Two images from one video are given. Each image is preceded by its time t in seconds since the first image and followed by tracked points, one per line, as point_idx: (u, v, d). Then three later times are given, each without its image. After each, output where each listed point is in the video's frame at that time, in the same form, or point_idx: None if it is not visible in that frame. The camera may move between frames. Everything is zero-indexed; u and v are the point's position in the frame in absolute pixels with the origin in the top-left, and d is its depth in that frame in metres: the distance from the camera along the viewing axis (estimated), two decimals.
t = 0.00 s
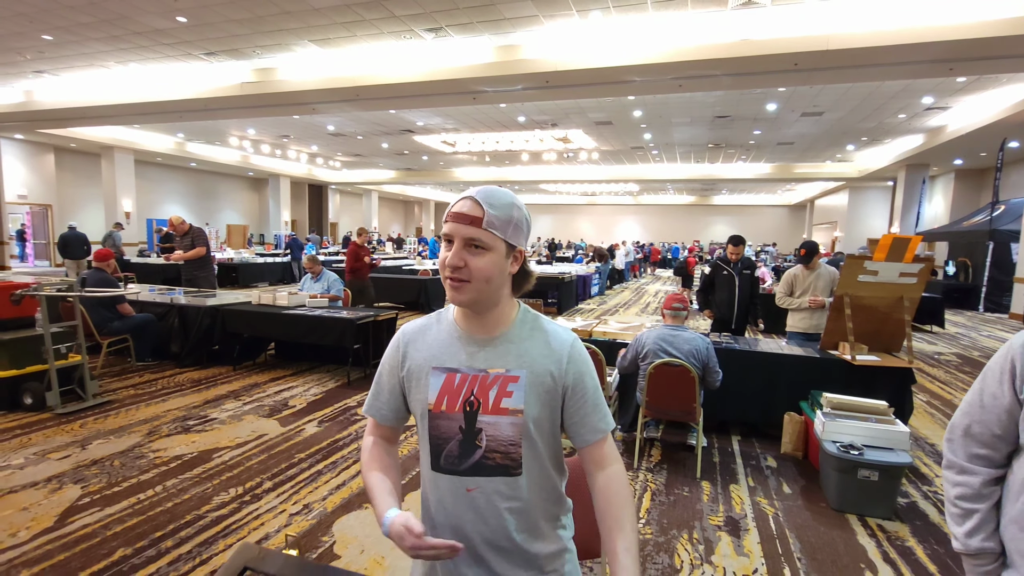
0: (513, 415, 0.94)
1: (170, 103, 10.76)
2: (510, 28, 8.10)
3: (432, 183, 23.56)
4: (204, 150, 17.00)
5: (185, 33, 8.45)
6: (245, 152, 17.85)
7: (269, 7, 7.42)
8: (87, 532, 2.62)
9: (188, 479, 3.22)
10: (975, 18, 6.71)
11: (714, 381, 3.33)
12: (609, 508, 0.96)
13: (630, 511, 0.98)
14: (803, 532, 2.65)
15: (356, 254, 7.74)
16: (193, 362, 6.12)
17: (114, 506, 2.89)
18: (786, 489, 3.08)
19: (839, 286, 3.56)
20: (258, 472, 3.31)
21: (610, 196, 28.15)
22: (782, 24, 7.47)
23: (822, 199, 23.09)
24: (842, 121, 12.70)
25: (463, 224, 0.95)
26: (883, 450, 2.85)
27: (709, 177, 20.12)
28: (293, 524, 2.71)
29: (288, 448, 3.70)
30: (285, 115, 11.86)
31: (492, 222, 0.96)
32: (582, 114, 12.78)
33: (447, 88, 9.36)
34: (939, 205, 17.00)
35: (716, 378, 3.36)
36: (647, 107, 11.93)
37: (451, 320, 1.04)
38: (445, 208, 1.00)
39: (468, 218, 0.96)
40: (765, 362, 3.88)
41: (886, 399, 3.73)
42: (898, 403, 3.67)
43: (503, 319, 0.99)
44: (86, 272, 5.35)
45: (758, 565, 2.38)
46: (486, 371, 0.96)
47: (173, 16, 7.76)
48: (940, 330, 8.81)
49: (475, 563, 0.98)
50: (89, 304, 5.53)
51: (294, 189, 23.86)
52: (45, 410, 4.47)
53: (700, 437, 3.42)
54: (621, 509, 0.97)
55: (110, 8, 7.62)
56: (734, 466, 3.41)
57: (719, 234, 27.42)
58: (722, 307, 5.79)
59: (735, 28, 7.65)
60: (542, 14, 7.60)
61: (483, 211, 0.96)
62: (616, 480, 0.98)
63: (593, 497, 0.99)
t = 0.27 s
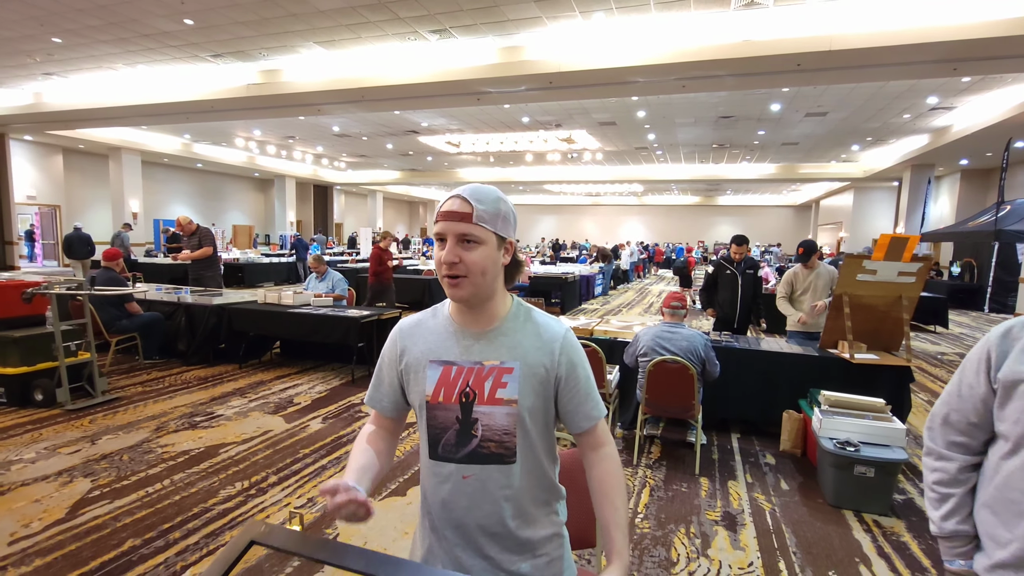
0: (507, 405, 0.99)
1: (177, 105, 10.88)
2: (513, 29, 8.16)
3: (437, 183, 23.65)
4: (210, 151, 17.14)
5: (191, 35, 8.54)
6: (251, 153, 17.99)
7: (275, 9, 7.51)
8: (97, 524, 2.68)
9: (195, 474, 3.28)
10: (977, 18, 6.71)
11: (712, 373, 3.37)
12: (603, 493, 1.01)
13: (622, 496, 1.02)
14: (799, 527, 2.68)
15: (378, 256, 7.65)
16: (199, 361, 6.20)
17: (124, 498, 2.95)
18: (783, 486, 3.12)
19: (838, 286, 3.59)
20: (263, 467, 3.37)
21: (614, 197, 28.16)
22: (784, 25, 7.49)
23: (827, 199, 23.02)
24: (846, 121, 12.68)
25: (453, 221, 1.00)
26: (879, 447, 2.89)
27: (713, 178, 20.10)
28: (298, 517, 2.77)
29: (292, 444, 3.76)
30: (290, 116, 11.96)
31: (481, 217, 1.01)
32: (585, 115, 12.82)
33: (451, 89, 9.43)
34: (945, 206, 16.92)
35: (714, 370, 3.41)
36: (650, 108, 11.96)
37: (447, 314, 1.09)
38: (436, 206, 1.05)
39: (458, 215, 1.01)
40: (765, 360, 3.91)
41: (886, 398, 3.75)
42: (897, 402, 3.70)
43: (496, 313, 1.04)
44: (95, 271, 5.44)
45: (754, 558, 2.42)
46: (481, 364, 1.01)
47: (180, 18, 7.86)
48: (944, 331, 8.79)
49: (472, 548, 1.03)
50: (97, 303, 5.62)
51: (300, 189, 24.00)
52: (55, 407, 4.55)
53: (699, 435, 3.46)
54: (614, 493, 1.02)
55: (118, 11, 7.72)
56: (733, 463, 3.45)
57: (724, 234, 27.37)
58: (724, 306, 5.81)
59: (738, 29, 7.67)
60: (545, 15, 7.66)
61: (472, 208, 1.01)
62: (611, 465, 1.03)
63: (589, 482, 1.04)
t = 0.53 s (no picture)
0: (504, 393, 1.06)
1: (181, 107, 10.98)
2: (514, 31, 8.23)
3: (439, 184, 23.73)
4: (214, 152, 17.25)
5: (196, 38, 8.64)
6: (254, 155, 18.11)
7: (278, 12, 7.60)
8: (110, 515, 2.76)
9: (204, 468, 3.36)
10: (975, 19, 6.76)
11: (708, 373, 3.44)
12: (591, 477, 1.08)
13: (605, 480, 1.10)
14: (794, 519, 2.74)
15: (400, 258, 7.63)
16: (205, 359, 6.28)
17: (134, 491, 3.03)
18: (779, 480, 3.18)
19: (833, 284, 3.65)
20: (270, 461, 3.45)
21: (616, 197, 28.19)
22: (783, 26, 7.54)
23: (829, 199, 23.03)
24: (847, 121, 12.70)
25: (456, 221, 1.07)
26: (872, 441, 2.95)
27: (715, 178, 20.12)
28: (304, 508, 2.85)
29: (298, 440, 3.84)
30: (293, 118, 12.06)
31: (483, 216, 1.08)
32: (586, 116, 12.88)
33: (453, 91, 9.51)
34: (947, 205, 16.92)
35: (710, 370, 3.48)
36: (651, 109, 12.02)
37: (448, 308, 1.16)
38: (439, 206, 1.12)
39: (461, 214, 1.08)
40: (760, 357, 3.97)
41: (881, 394, 3.81)
42: (892, 398, 3.75)
43: (495, 307, 1.11)
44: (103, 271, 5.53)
45: (748, 549, 2.48)
46: (480, 355, 1.08)
47: (185, 21, 7.95)
48: (943, 330, 8.83)
49: (468, 528, 1.10)
50: (105, 302, 5.72)
51: (303, 191, 24.12)
52: (65, 404, 4.63)
53: (696, 430, 3.52)
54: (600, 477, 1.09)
55: (124, 15, 7.82)
56: (729, 458, 3.51)
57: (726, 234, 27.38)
58: (723, 304, 5.87)
59: (737, 30, 7.72)
60: (546, 17, 7.73)
61: (473, 208, 1.08)
62: (597, 453, 1.10)
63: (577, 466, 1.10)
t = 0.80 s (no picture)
0: (499, 382, 1.13)
1: (185, 108, 11.08)
2: (514, 30, 8.29)
3: (440, 183, 23.81)
4: (217, 152, 17.35)
5: (199, 39, 8.73)
6: (257, 155, 18.21)
7: (280, 14, 7.68)
8: (123, 505, 2.86)
9: (212, 461, 3.45)
10: (971, 16, 6.80)
11: (704, 369, 3.50)
12: (574, 461, 1.17)
13: (586, 464, 1.19)
14: (787, 508, 2.80)
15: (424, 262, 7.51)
16: (210, 357, 6.38)
17: (145, 483, 3.12)
18: (773, 471, 3.24)
19: (828, 280, 3.69)
20: (276, 454, 3.54)
21: (618, 195, 28.22)
22: (781, 24, 7.58)
23: (831, 196, 23.02)
24: (847, 118, 12.73)
25: (458, 216, 1.14)
26: (864, 433, 3.01)
27: (716, 176, 20.15)
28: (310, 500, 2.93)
29: (303, 434, 3.93)
30: (295, 118, 12.14)
31: (482, 212, 1.15)
32: (587, 114, 12.94)
33: (454, 90, 9.58)
34: (948, 202, 16.93)
35: (706, 365, 3.53)
36: (651, 107, 12.07)
37: (448, 301, 1.23)
38: (441, 203, 1.19)
39: (463, 211, 1.15)
40: (757, 352, 4.04)
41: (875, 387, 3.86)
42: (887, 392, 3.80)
43: (492, 301, 1.18)
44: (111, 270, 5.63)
45: (741, 536, 2.54)
46: (477, 345, 1.16)
47: (189, 23, 8.04)
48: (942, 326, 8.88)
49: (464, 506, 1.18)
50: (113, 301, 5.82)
51: (305, 190, 24.21)
52: (75, 400, 4.72)
53: (693, 423, 3.59)
54: (582, 461, 1.18)
55: (128, 17, 7.91)
56: (726, 451, 3.58)
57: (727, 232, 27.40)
58: (722, 300, 5.94)
59: (735, 28, 7.76)
60: (546, 17, 7.79)
61: (474, 205, 1.15)
62: (579, 441, 1.18)
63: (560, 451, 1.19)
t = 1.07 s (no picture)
0: (493, 374, 1.20)
1: (188, 110, 11.18)
2: (514, 32, 8.36)
3: (442, 184, 23.88)
4: (220, 155, 17.47)
5: (202, 43, 8.82)
6: (260, 157, 18.33)
7: (283, 17, 7.77)
8: (133, 500, 2.94)
9: (218, 457, 3.53)
10: (968, 16, 6.84)
11: (701, 367, 3.57)
12: (562, 449, 1.24)
13: (574, 453, 1.25)
14: (780, 501, 2.86)
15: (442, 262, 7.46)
16: (215, 357, 6.46)
17: (154, 479, 3.20)
18: (769, 466, 3.30)
19: (823, 278, 3.68)
20: (281, 451, 3.62)
21: (619, 195, 28.25)
22: (779, 25, 7.63)
23: (832, 195, 23.03)
24: (848, 117, 12.75)
25: (451, 217, 1.21)
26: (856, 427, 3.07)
27: (717, 175, 20.17)
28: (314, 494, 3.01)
29: (307, 431, 4.00)
30: (297, 120, 12.23)
31: (474, 214, 1.22)
32: (588, 114, 12.99)
33: (455, 92, 9.65)
34: (950, 200, 16.93)
35: (703, 364, 3.60)
36: (652, 107, 12.12)
37: (442, 298, 1.30)
38: (436, 206, 1.26)
39: (456, 212, 1.22)
40: (753, 349, 4.10)
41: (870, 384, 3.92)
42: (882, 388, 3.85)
43: (484, 298, 1.25)
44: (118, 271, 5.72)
45: (735, 528, 2.59)
46: (471, 341, 1.22)
47: (192, 27, 8.13)
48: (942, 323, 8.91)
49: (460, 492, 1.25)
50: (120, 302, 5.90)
51: (308, 192, 24.32)
52: (83, 400, 4.81)
53: (689, 420, 3.66)
54: (572, 447, 1.25)
55: (132, 22, 8.01)
56: (722, 447, 3.64)
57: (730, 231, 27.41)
58: (723, 299, 6.00)
59: (734, 29, 7.80)
60: (546, 19, 7.85)
61: (467, 207, 1.22)
62: (568, 430, 1.26)
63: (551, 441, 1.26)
